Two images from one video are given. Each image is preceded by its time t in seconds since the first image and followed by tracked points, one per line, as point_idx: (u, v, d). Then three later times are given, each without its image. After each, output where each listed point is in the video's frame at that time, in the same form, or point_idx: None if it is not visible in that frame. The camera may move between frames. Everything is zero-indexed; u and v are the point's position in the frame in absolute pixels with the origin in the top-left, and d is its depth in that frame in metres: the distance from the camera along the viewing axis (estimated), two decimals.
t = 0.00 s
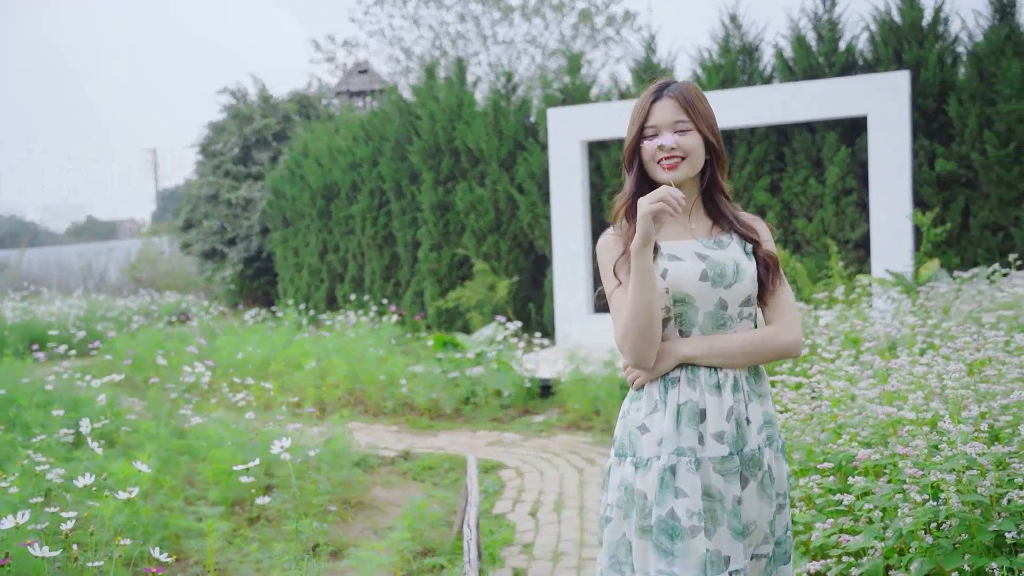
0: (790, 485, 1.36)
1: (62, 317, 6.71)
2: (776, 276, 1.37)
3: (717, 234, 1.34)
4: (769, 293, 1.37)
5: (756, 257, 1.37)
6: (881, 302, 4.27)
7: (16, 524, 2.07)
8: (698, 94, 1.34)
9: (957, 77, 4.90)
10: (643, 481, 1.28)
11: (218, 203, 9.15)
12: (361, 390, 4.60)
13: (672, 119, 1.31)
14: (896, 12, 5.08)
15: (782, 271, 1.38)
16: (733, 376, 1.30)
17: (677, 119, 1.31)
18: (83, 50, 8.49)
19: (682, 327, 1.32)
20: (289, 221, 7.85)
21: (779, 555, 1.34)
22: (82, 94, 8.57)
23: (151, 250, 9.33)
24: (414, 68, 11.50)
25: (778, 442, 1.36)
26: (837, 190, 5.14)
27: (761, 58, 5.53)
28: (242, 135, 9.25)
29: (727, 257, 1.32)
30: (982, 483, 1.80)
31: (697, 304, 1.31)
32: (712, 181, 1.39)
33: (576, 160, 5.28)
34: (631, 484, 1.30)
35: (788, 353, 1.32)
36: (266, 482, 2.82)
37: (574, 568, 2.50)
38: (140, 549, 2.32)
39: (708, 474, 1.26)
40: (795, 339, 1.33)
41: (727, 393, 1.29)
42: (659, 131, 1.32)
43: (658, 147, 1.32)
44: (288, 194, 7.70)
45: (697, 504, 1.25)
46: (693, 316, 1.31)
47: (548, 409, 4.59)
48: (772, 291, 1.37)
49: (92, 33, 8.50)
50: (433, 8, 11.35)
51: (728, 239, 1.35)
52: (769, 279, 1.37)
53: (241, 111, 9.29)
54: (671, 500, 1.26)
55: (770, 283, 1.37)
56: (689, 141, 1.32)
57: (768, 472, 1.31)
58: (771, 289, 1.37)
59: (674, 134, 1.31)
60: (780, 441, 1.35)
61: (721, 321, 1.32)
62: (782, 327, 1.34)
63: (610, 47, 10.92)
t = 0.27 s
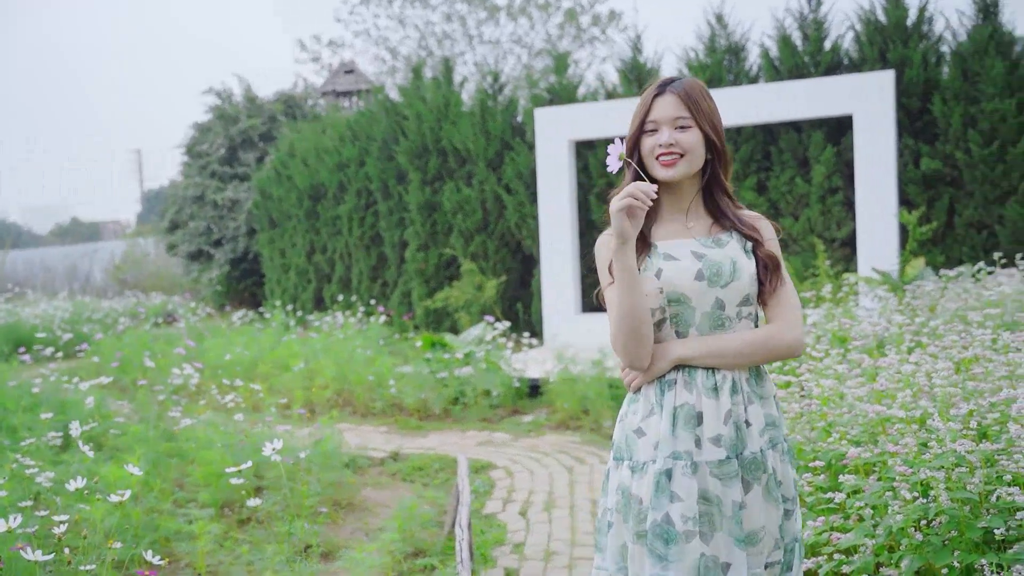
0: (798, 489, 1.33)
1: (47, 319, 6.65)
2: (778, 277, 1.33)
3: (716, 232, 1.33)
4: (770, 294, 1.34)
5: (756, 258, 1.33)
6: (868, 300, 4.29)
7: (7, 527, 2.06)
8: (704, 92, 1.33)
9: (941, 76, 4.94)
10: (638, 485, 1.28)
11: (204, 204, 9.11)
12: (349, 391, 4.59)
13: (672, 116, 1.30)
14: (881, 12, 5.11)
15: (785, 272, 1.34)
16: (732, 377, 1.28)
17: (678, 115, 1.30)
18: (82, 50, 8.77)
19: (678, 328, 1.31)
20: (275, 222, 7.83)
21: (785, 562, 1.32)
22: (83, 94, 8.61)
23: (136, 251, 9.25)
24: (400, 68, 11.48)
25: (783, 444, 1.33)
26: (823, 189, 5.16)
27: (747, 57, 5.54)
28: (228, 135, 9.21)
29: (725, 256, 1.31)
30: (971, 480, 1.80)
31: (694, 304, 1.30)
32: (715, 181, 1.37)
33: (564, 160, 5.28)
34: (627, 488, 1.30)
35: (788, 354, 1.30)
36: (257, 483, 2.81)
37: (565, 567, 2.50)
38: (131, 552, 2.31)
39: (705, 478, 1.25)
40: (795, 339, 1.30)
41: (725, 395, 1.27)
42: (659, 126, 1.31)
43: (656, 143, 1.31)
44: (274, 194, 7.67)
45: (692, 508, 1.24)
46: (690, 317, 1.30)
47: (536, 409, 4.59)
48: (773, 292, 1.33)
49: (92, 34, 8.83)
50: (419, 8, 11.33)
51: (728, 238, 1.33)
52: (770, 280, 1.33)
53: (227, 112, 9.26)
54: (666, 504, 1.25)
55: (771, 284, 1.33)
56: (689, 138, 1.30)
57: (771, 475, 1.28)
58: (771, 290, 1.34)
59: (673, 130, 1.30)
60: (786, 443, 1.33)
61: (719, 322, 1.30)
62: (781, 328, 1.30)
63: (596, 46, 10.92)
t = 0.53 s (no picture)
0: (797, 493, 1.31)
1: (31, 322, 6.60)
2: (773, 282, 1.30)
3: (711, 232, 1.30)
4: (765, 299, 1.31)
5: (751, 261, 1.31)
6: (853, 299, 4.31)
7: None
8: (705, 89, 1.30)
9: (924, 76, 4.97)
10: (628, 487, 1.28)
11: (189, 205, 9.06)
12: (337, 392, 4.58)
13: (669, 113, 1.28)
14: (864, 12, 5.14)
15: (782, 277, 1.31)
16: (723, 379, 1.27)
17: (675, 113, 1.28)
18: (82, 49, 8.82)
19: (670, 330, 1.30)
20: (261, 223, 7.80)
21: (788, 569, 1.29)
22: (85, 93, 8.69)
23: (119, 252, 9.27)
24: (385, 68, 11.46)
25: (780, 447, 1.31)
26: (808, 189, 5.19)
27: (732, 57, 5.56)
28: (212, 136, 9.17)
29: (718, 257, 1.28)
30: (959, 478, 1.82)
31: (684, 306, 1.28)
32: (715, 180, 1.34)
33: (550, 160, 5.28)
34: (618, 490, 1.30)
35: (781, 358, 1.27)
36: (246, 485, 2.80)
37: (556, 567, 2.50)
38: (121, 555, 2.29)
39: (695, 481, 1.24)
40: (788, 344, 1.27)
41: (715, 398, 1.26)
42: (656, 124, 1.29)
43: (652, 140, 1.29)
44: (260, 195, 7.65)
45: (679, 512, 1.23)
46: (680, 319, 1.29)
47: (524, 409, 4.59)
48: (768, 297, 1.31)
49: (91, 33, 8.88)
50: (404, 8, 11.31)
51: (723, 238, 1.31)
52: (766, 284, 1.30)
53: (212, 113, 9.22)
54: (655, 507, 1.25)
55: (766, 289, 1.31)
56: (686, 136, 1.28)
57: (765, 479, 1.26)
58: (766, 294, 1.31)
59: (669, 128, 1.28)
60: (783, 446, 1.31)
61: (710, 324, 1.28)
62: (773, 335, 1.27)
63: (580, 46, 10.92)
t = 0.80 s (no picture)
0: (796, 499, 1.29)
1: (15, 325, 6.54)
2: (765, 287, 1.28)
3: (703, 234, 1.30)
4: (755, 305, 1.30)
5: (744, 265, 1.29)
6: (839, 299, 4.34)
7: None
8: (704, 87, 1.29)
9: (908, 77, 5.01)
10: (618, 488, 1.28)
11: (174, 207, 9.02)
12: (324, 394, 4.56)
13: (664, 112, 1.27)
14: (848, 14, 5.16)
15: (775, 283, 1.29)
16: (714, 382, 1.26)
17: (672, 112, 1.27)
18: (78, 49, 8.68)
19: (660, 333, 1.29)
20: (247, 225, 7.76)
21: None
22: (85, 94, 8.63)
23: (104, 255, 9.21)
24: (370, 70, 11.44)
25: (775, 451, 1.29)
26: (794, 189, 5.21)
27: (717, 59, 5.58)
28: (197, 138, 9.13)
29: (708, 259, 1.27)
30: (946, 476, 1.83)
31: (674, 308, 1.28)
32: (711, 180, 1.33)
33: (537, 161, 5.28)
34: (610, 491, 1.30)
35: (770, 363, 1.26)
36: (235, 488, 2.78)
37: (546, 568, 2.50)
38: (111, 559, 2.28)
39: (683, 483, 1.24)
40: (777, 350, 1.26)
41: (705, 400, 1.25)
42: (652, 122, 1.28)
43: (648, 139, 1.28)
44: (245, 197, 7.62)
45: (667, 514, 1.23)
46: (670, 321, 1.28)
47: (512, 410, 4.60)
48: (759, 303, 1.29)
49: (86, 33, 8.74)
50: (389, 9, 11.30)
51: (716, 240, 1.30)
52: (757, 290, 1.29)
53: (196, 114, 9.18)
54: (643, 508, 1.25)
55: (756, 295, 1.29)
56: (681, 136, 1.27)
57: (758, 483, 1.25)
58: (757, 300, 1.29)
59: (664, 127, 1.27)
60: (779, 450, 1.29)
61: (701, 326, 1.28)
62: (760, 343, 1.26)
63: (566, 47, 10.93)
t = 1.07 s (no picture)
0: (790, 503, 1.27)
1: None
2: (757, 291, 1.26)
3: (695, 235, 1.29)
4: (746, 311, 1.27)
5: (735, 269, 1.27)
6: (824, 299, 4.36)
7: None
8: (703, 87, 1.28)
9: (891, 77, 5.04)
10: (609, 489, 1.29)
11: (158, 209, 8.97)
12: (311, 395, 4.54)
13: (660, 111, 1.26)
14: (832, 15, 5.19)
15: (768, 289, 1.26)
16: (705, 384, 1.26)
17: (668, 111, 1.26)
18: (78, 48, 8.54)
19: (651, 336, 1.29)
20: (232, 227, 7.73)
21: None
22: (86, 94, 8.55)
23: (87, 257, 9.13)
24: (355, 71, 11.42)
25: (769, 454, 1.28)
26: (779, 189, 5.23)
27: (702, 60, 5.61)
28: (182, 139, 9.09)
29: (698, 263, 1.26)
30: (933, 474, 1.85)
31: (665, 311, 1.27)
32: (707, 181, 1.32)
33: (523, 162, 5.28)
34: (603, 491, 1.31)
35: (761, 367, 1.24)
36: (222, 490, 2.76)
37: (536, 568, 2.51)
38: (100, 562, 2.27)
39: (672, 484, 1.25)
40: (769, 353, 1.23)
41: (695, 402, 1.25)
42: (647, 121, 1.28)
43: (642, 138, 1.28)
44: (231, 199, 7.58)
45: (655, 515, 1.24)
46: (661, 324, 1.28)
47: (500, 411, 4.60)
48: (749, 307, 1.26)
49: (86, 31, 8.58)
50: (373, 10, 11.28)
51: (708, 241, 1.28)
52: (748, 294, 1.26)
53: (181, 116, 9.14)
54: (632, 509, 1.26)
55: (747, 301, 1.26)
56: (675, 135, 1.26)
57: (746, 487, 1.24)
58: (748, 305, 1.27)
59: (659, 127, 1.27)
60: (772, 453, 1.28)
61: (692, 329, 1.27)
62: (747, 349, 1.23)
63: (551, 48, 10.93)
